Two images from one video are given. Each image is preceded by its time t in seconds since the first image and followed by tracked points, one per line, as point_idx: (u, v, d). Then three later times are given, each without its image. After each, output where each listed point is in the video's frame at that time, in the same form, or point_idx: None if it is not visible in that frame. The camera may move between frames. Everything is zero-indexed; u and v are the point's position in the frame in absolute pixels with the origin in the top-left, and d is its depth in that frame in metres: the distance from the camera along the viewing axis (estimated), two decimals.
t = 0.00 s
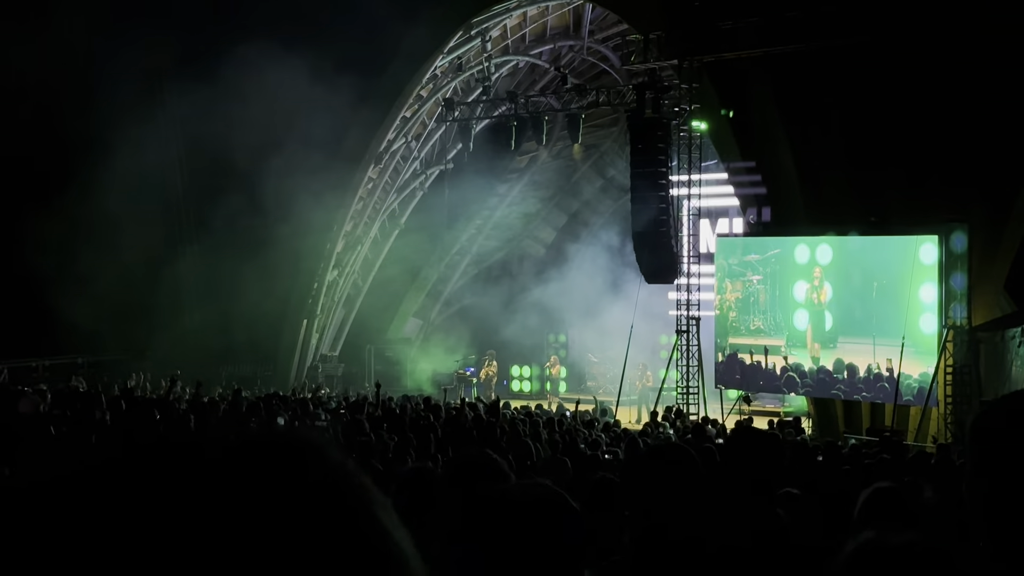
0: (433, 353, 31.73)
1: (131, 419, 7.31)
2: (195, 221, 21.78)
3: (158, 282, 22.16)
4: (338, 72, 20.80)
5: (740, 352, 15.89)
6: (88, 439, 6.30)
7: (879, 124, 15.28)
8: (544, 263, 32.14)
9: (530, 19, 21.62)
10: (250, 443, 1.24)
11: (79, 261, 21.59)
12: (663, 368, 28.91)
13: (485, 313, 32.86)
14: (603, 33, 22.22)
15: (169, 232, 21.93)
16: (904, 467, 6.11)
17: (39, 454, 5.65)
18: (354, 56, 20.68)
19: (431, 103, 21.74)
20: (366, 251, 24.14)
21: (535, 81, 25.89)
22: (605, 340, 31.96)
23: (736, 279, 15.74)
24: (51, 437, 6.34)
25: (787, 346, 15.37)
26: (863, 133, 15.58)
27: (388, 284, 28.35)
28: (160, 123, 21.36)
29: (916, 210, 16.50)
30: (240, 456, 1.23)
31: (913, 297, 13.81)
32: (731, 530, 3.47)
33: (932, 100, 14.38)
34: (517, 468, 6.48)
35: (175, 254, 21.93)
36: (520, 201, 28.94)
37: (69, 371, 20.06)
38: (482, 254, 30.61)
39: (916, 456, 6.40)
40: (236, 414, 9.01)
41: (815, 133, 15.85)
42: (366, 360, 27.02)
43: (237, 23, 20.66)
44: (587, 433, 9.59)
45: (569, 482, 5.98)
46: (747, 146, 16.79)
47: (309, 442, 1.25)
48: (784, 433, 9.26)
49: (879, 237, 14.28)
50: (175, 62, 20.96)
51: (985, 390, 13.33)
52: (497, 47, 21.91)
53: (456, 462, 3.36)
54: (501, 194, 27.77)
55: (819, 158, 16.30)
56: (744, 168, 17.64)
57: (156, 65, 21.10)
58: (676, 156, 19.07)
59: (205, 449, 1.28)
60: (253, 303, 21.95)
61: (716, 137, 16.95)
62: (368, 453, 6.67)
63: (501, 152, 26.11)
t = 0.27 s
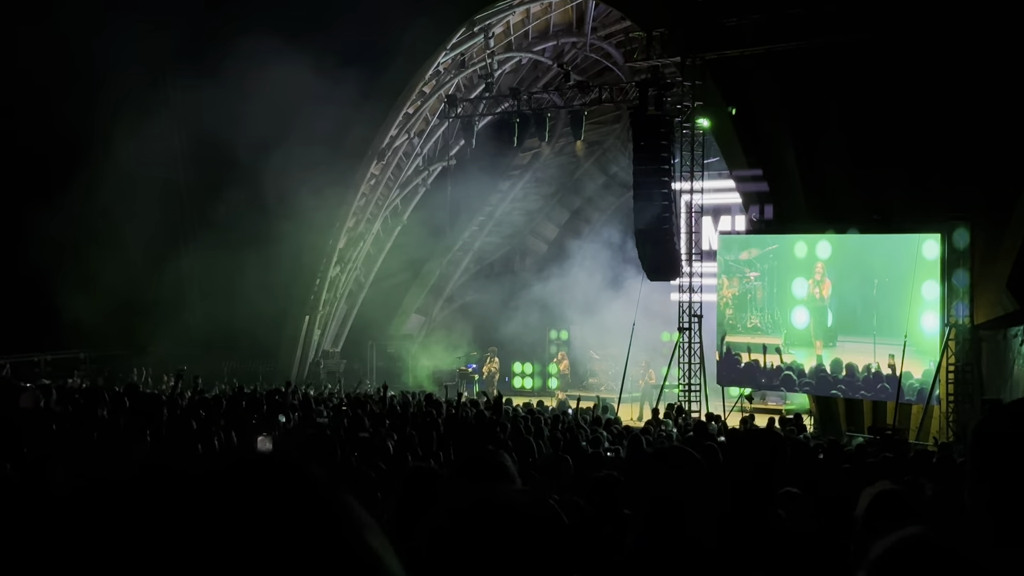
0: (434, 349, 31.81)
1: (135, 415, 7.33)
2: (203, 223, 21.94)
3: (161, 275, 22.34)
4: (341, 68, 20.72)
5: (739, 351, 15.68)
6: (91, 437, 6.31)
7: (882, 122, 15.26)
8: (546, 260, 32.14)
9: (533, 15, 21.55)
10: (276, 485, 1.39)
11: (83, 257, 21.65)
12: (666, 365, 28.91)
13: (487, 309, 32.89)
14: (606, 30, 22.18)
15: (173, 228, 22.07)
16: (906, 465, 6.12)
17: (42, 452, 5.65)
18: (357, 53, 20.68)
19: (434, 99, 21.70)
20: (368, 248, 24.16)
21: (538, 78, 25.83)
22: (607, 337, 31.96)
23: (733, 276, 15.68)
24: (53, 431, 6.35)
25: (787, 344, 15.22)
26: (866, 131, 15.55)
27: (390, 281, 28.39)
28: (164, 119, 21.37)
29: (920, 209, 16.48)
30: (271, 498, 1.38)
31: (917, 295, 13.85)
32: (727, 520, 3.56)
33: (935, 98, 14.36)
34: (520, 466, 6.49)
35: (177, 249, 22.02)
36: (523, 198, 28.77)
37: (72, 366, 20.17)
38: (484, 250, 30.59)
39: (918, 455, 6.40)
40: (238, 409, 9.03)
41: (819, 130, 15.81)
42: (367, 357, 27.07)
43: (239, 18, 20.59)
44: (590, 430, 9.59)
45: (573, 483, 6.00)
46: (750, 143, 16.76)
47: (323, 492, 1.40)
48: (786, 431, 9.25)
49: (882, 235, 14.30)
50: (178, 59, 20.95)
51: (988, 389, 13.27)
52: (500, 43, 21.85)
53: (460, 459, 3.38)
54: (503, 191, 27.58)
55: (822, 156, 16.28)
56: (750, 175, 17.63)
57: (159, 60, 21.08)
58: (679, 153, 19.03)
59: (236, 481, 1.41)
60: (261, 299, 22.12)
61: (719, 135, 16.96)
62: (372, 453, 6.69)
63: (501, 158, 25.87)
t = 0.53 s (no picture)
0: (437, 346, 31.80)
1: (135, 410, 7.33)
2: (198, 217, 21.70)
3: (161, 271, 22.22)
4: (344, 66, 20.77)
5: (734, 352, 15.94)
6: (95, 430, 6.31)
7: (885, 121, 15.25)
8: (548, 257, 32.12)
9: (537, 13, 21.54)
10: (313, 502, 1.78)
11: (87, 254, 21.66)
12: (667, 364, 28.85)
13: (490, 307, 32.87)
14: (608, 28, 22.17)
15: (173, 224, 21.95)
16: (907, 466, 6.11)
17: (49, 448, 5.68)
18: (361, 50, 20.74)
19: (437, 97, 21.70)
20: (371, 245, 24.17)
21: (542, 75, 25.83)
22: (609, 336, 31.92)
23: (727, 276, 16.09)
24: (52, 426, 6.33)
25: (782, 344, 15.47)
26: (869, 130, 15.53)
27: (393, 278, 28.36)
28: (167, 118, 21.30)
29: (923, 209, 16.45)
30: (307, 509, 1.78)
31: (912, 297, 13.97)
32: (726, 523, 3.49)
33: (938, 96, 14.38)
34: (523, 464, 6.47)
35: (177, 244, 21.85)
36: (526, 194, 28.87)
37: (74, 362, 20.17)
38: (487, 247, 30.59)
39: (920, 455, 6.38)
40: (239, 406, 9.01)
41: (822, 130, 15.73)
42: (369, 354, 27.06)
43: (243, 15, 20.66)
44: (592, 428, 9.57)
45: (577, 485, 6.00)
46: (753, 141, 16.75)
47: (347, 505, 1.79)
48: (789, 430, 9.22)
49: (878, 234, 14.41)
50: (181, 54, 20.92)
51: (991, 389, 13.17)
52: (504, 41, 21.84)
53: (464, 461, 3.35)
54: (506, 188, 27.60)
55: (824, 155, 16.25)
56: (753, 171, 17.64)
57: (162, 57, 21.12)
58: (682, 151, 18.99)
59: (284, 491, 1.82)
60: (262, 297, 21.98)
61: (724, 134, 17.17)
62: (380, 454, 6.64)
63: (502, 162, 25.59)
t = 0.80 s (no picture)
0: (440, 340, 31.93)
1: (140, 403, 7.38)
2: (202, 209, 21.73)
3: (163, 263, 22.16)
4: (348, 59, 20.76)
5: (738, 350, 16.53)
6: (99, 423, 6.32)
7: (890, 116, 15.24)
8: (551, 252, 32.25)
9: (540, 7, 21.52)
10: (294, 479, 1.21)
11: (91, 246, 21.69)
12: (670, 357, 28.93)
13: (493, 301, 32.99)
14: (613, 22, 22.16)
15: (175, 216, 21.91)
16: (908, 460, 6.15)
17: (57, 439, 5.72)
18: (366, 42, 20.74)
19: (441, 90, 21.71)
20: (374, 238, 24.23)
21: (545, 69, 25.87)
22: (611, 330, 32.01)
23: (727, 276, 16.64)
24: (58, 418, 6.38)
25: (784, 343, 15.96)
26: (873, 124, 15.50)
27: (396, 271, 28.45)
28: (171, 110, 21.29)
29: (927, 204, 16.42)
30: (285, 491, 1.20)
31: (911, 296, 14.40)
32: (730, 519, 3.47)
33: (943, 91, 14.37)
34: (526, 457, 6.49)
35: (181, 237, 21.86)
36: (530, 186, 29.18)
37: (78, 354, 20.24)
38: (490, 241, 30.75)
39: (922, 451, 6.42)
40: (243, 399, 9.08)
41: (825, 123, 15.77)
42: (372, 347, 27.15)
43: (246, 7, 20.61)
44: (594, 421, 9.64)
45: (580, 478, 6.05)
46: (756, 136, 16.76)
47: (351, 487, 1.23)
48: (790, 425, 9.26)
49: (876, 233, 14.79)
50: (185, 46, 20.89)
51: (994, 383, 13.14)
52: (507, 34, 21.82)
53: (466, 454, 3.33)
54: (509, 182, 27.74)
55: (828, 150, 16.24)
56: (756, 163, 17.27)
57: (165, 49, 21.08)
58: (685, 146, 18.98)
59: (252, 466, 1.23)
60: (263, 289, 21.84)
61: (727, 126, 17.10)
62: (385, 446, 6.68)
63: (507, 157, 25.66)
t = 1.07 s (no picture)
0: (446, 338, 32.04)
1: (144, 398, 7.37)
2: (207, 206, 21.78)
3: (170, 260, 22.23)
4: (355, 57, 20.78)
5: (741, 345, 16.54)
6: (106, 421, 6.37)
7: (896, 114, 15.21)
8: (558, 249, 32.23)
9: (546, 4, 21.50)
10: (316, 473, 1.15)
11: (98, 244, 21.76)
12: (675, 355, 28.99)
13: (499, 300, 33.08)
14: (618, 20, 22.13)
15: (182, 213, 21.98)
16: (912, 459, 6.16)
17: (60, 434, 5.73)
18: (372, 40, 20.76)
19: (446, 87, 21.70)
20: (380, 235, 24.29)
21: (551, 67, 25.85)
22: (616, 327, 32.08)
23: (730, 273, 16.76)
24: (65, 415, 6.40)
25: (785, 342, 16.03)
26: (880, 121, 15.43)
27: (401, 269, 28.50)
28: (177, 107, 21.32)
29: (934, 202, 16.35)
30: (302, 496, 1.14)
31: (919, 294, 14.49)
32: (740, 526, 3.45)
33: (949, 90, 14.32)
34: (531, 456, 6.51)
35: (186, 233, 21.96)
36: (535, 185, 29.10)
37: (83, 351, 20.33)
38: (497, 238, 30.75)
39: (928, 449, 6.41)
40: (249, 396, 9.10)
41: (832, 119, 15.76)
42: (377, 345, 27.19)
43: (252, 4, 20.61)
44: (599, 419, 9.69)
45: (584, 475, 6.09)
46: (762, 132, 16.70)
47: (379, 481, 1.18)
48: (795, 422, 9.24)
49: (885, 231, 14.93)
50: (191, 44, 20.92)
51: (999, 381, 13.07)
52: (513, 32, 21.79)
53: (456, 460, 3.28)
54: (515, 180, 27.75)
55: (835, 147, 16.19)
56: (760, 158, 17.34)
57: (171, 47, 21.12)
58: (691, 143, 18.95)
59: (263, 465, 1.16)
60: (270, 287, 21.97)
61: (732, 123, 17.05)
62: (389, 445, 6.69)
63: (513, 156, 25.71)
